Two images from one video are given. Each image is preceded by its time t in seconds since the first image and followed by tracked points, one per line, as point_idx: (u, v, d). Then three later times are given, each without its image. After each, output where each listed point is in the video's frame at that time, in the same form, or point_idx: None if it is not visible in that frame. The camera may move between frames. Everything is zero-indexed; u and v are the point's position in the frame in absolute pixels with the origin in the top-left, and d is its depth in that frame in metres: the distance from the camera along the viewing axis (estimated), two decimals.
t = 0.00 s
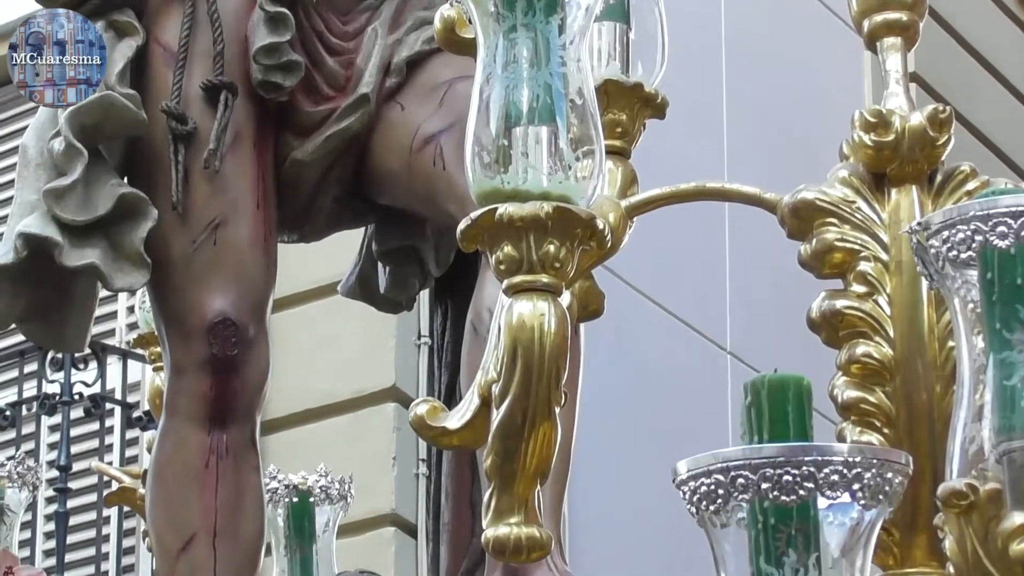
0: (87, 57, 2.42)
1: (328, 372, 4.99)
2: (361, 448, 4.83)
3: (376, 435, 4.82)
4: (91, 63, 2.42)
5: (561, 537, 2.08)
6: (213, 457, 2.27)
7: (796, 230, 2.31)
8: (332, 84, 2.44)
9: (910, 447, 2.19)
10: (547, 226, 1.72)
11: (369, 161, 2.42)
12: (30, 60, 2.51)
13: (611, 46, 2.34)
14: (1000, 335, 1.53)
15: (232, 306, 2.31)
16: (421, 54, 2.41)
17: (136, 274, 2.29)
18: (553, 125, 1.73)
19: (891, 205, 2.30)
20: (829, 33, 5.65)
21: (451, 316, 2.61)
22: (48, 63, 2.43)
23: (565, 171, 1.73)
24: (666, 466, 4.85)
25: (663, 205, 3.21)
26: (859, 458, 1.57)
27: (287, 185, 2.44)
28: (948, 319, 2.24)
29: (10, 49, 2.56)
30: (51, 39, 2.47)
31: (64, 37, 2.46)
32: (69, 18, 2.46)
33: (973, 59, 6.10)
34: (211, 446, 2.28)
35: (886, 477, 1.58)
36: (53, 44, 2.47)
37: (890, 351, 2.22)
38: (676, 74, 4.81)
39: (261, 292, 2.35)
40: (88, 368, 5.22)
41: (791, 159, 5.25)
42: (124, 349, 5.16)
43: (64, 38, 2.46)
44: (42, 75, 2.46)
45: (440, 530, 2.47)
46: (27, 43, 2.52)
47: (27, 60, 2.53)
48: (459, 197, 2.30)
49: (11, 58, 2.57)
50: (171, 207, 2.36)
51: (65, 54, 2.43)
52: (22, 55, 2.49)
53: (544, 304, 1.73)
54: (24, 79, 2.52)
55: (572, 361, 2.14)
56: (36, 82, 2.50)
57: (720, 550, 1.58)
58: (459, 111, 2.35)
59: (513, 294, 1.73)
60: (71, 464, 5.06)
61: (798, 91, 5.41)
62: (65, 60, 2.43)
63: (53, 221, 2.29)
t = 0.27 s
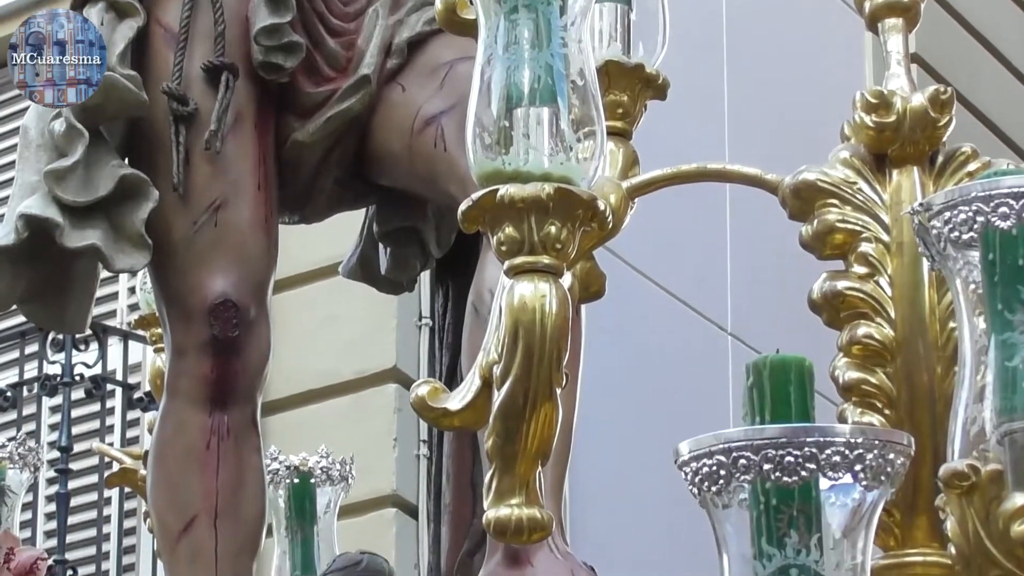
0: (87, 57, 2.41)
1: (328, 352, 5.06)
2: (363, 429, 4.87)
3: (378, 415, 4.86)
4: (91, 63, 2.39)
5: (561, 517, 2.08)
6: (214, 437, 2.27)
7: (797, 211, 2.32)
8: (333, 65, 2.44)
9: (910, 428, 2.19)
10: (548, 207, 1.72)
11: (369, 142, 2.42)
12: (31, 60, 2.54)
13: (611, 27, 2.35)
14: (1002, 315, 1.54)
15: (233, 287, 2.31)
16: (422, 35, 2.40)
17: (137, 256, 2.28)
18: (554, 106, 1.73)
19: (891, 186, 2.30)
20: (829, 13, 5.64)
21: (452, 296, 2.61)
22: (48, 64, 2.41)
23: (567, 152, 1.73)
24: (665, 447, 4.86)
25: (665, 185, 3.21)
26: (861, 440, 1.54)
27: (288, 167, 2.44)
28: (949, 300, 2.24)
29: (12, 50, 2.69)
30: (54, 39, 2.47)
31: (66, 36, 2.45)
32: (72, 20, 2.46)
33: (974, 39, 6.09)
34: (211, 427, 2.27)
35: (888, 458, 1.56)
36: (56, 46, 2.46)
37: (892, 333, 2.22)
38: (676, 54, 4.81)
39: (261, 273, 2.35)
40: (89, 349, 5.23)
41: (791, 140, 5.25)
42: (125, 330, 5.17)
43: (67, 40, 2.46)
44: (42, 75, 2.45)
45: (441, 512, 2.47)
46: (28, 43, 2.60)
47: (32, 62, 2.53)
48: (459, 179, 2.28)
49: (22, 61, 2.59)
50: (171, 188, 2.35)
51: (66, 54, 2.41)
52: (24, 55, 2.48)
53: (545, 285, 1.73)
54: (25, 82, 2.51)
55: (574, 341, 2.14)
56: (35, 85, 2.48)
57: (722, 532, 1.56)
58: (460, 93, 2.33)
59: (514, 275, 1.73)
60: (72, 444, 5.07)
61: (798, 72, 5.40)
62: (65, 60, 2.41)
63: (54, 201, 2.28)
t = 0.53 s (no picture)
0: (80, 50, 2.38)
1: (328, 331, 5.09)
2: (364, 408, 4.91)
3: (378, 396, 4.90)
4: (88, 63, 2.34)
5: (562, 496, 2.08)
6: (215, 417, 2.26)
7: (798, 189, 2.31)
8: (333, 45, 2.43)
9: (911, 407, 2.20)
10: (549, 187, 1.72)
11: (370, 122, 2.42)
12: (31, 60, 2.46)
13: (613, 7, 2.35)
14: (1002, 295, 1.54)
15: (234, 267, 2.30)
16: (422, 14, 2.39)
17: (137, 235, 2.26)
18: (555, 86, 1.73)
19: (891, 165, 2.30)
20: None
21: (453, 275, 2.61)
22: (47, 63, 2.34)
23: (567, 132, 1.73)
24: (665, 426, 4.87)
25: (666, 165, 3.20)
26: (862, 419, 1.53)
27: (288, 147, 2.44)
28: (949, 279, 2.25)
29: (11, 50, 2.58)
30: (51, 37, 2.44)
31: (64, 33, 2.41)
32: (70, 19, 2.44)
33: (975, 18, 6.08)
34: (212, 406, 2.26)
35: (888, 438, 1.55)
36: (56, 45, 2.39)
37: (893, 313, 2.22)
38: (676, 34, 4.80)
39: (262, 252, 2.34)
40: (90, 328, 5.23)
41: (791, 120, 5.24)
42: (125, 310, 5.16)
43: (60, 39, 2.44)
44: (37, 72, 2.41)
45: (442, 492, 2.47)
46: (28, 42, 2.51)
47: (32, 60, 2.45)
48: (460, 158, 2.28)
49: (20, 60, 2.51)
50: (172, 168, 2.34)
51: (65, 54, 2.34)
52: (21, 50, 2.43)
53: (545, 265, 1.73)
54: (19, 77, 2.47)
55: (574, 320, 2.14)
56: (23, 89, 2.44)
57: (723, 513, 1.53)
58: (460, 72, 2.33)
59: (514, 256, 1.73)
60: (72, 424, 5.08)
61: (798, 51, 5.40)
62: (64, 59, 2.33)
63: (55, 180, 2.28)
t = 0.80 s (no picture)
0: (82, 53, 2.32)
1: (330, 307, 5.12)
2: (365, 384, 4.93)
3: (378, 372, 4.92)
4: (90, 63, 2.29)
5: (563, 472, 2.08)
6: (215, 394, 2.24)
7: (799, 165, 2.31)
8: (334, 21, 2.42)
9: (911, 383, 2.20)
10: (550, 163, 1.72)
11: (370, 98, 2.41)
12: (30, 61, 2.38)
13: None
14: (1003, 272, 1.54)
15: (234, 243, 2.27)
16: None
17: (138, 212, 2.23)
18: (555, 62, 1.73)
19: (892, 142, 2.29)
20: None
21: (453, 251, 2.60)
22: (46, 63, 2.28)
23: (568, 109, 1.74)
24: (666, 402, 4.88)
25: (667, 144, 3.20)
26: (862, 396, 1.52)
27: (289, 123, 2.43)
28: (949, 256, 2.25)
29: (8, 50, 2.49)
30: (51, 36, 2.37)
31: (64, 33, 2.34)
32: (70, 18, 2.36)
33: None
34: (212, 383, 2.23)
35: (888, 415, 1.54)
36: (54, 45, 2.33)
37: (893, 289, 2.22)
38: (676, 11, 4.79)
39: (262, 228, 2.31)
40: (90, 305, 5.23)
41: (792, 96, 5.24)
42: (126, 287, 5.16)
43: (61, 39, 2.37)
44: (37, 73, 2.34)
45: (443, 469, 2.48)
46: (27, 44, 2.42)
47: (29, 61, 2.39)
48: (461, 135, 2.28)
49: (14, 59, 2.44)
50: (172, 144, 2.31)
51: (65, 54, 2.29)
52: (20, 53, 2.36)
53: (546, 242, 1.72)
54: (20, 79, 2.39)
55: (574, 297, 2.13)
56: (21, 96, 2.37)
57: (723, 489, 1.52)
58: (461, 49, 2.32)
59: (515, 232, 1.74)
60: (73, 400, 5.08)
61: (798, 27, 5.39)
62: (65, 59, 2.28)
63: (55, 157, 2.26)
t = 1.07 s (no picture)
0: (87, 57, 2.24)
1: (331, 281, 5.13)
2: (366, 356, 4.96)
3: (379, 345, 4.94)
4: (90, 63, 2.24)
5: (563, 446, 2.08)
6: (215, 367, 2.22)
7: (798, 138, 2.31)
8: None
9: (911, 357, 2.20)
10: (549, 137, 1.72)
11: (370, 72, 2.41)
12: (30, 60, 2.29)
13: None
14: (1002, 246, 1.54)
15: (234, 217, 2.26)
16: None
17: (137, 185, 2.20)
18: (555, 36, 1.73)
19: (892, 115, 2.29)
20: None
21: (452, 224, 2.60)
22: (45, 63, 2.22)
23: (567, 83, 1.74)
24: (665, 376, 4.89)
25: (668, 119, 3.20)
26: (861, 369, 1.48)
27: (288, 97, 2.42)
28: (949, 229, 2.24)
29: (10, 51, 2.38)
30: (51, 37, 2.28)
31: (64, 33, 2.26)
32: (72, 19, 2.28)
33: None
34: (211, 357, 2.22)
35: (888, 389, 1.49)
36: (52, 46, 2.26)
37: (893, 263, 2.21)
38: None
39: (262, 202, 2.30)
40: (90, 279, 5.23)
41: (791, 70, 5.23)
42: (125, 260, 5.16)
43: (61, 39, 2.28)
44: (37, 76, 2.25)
45: (443, 443, 2.48)
46: (27, 44, 2.32)
47: (28, 61, 2.31)
48: (460, 108, 2.28)
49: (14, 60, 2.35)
50: (171, 119, 2.30)
51: (64, 54, 2.24)
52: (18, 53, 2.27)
53: (545, 216, 1.72)
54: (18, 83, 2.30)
55: (574, 271, 2.14)
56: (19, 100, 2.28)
57: (722, 464, 1.50)
58: (459, 22, 2.33)
59: (515, 206, 1.73)
60: (73, 374, 5.08)
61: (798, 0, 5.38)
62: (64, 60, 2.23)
63: (54, 131, 2.22)
